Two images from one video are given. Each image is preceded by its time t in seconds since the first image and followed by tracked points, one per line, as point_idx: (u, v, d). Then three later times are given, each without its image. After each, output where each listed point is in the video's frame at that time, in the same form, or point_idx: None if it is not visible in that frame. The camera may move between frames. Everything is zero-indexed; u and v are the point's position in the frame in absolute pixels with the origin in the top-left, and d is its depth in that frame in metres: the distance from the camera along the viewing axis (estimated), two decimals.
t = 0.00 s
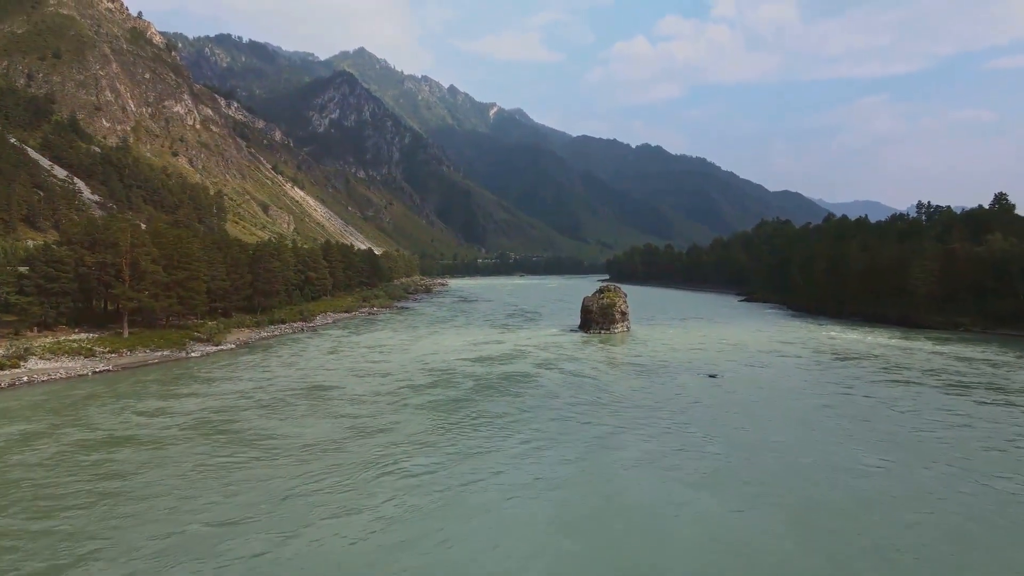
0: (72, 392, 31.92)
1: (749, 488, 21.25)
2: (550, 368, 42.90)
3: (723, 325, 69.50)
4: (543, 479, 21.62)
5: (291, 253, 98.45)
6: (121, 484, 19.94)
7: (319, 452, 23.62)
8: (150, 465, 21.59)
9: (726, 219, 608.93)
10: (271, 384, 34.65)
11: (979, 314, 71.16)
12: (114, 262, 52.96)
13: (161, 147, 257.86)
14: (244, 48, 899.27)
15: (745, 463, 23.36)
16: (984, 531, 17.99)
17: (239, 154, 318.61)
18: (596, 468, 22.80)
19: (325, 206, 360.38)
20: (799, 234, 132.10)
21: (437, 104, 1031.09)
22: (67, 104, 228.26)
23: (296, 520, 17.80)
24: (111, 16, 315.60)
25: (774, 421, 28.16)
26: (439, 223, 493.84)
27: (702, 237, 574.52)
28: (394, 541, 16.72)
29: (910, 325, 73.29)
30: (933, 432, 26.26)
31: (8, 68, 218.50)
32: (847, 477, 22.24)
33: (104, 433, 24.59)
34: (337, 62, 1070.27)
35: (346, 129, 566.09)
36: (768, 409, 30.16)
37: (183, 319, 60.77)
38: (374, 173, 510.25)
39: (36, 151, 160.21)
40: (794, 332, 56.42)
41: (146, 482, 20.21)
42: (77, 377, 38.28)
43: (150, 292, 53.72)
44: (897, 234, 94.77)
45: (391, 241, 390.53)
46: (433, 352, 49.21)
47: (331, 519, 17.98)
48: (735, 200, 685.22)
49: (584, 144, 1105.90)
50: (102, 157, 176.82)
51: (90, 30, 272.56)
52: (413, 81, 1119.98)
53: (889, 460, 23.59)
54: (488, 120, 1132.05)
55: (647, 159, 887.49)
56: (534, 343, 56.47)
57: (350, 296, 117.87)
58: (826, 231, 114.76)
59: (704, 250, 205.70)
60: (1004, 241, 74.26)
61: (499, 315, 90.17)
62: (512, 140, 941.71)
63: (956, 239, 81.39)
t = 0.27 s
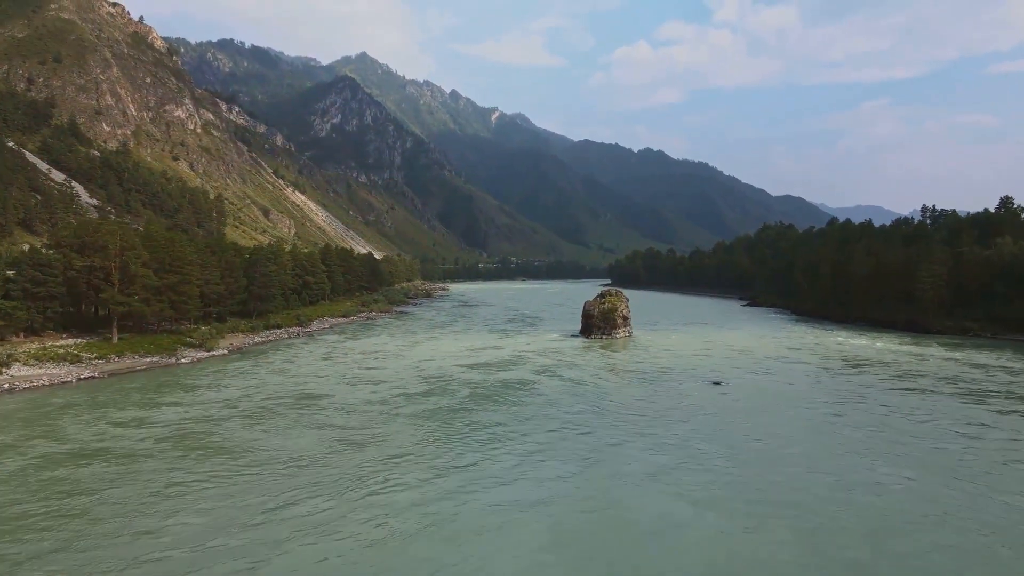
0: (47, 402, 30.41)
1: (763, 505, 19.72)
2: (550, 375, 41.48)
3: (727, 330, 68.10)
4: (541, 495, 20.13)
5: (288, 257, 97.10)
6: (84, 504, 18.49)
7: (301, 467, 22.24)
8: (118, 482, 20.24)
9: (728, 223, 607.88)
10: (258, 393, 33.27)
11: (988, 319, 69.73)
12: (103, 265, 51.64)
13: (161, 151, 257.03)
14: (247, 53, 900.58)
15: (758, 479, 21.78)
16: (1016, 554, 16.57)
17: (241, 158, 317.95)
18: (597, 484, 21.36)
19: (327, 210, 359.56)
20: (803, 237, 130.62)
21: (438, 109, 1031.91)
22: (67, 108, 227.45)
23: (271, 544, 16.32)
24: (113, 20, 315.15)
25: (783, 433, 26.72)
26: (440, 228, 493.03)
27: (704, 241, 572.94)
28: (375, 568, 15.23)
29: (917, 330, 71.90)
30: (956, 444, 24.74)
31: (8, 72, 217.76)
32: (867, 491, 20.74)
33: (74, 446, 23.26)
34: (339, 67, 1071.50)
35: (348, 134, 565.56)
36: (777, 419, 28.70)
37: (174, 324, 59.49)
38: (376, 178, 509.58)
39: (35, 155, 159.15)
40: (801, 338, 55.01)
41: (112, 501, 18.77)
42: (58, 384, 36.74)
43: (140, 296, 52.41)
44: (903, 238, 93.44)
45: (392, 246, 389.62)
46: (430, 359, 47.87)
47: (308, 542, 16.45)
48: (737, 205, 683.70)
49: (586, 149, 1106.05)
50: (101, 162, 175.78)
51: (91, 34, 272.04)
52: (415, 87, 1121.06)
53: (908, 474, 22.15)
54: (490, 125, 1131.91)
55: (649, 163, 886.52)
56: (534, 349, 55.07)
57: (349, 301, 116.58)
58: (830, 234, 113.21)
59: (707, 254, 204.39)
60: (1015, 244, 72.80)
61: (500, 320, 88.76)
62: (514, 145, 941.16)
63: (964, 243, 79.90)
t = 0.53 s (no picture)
0: (24, 410, 29.17)
1: (774, 522, 18.50)
2: (549, 381, 40.25)
3: (731, 335, 66.90)
4: (538, 511, 18.91)
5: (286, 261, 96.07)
6: (47, 523, 17.26)
7: (283, 480, 20.99)
8: (86, 496, 19.05)
9: (730, 227, 606.89)
10: (245, 400, 32.04)
11: (998, 324, 68.45)
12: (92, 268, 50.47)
13: (161, 155, 256.39)
14: (249, 58, 901.63)
15: (768, 492, 20.57)
16: None
17: (241, 162, 317.37)
18: (598, 500, 20.03)
19: (327, 214, 358.84)
20: (807, 241, 129.30)
21: (440, 114, 1032.24)
22: (67, 112, 226.89)
23: (244, 568, 15.07)
24: (114, 24, 315.02)
25: (795, 443, 25.39)
26: (441, 232, 492.13)
27: (706, 245, 571.49)
28: None
29: (926, 334, 70.63)
30: (976, 455, 23.51)
31: (8, 76, 217.23)
32: (886, 507, 19.50)
33: (44, 458, 22.07)
34: (341, 72, 1072.67)
35: (349, 138, 565.32)
36: (788, 428, 27.37)
37: (166, 329, 58.31)
38: (377, 182, 509.04)
39: (33, 158, 158.26)
40: (808, 343, 53.69)
41: (77, 519, 17.55)
42: (40, 392, 35.50)
43: (130, 300, 51.24)
44: (909, 242, 92.16)
45: (393, 250, 388.80)
46: (426, 364, 46.65)
47: (283, 566, 15.22)
48: (739, 209, 682.39)
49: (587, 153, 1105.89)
50: (100, 165, 174.91)
51: (92, 38, 271.73)
52: (417, 91, 1121.96)
53: (929, 488, 20.83)
54: (491, 129, 1132.29)
55: (650, 167, 885.73)
56: (534, 354, 53.80)
57: (347, 305, 115.43)
58: (834, 238, 112.01)
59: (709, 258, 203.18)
60: None
61: (499, 324, 87.58)
62: (515, 149, 940.89)
63: (971, 246, 78.72)
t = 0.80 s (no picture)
0: None
1: (785, 542, 17.24)
2: (548, 388, 38.97)
3: (734, 340, 65.73)
4: (530, 530, 17.69)
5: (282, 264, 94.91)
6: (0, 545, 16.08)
7: (259, 498, 19.68)
8: (45, 515, 17.83)
9: (732, 231, 605.65)
10: (231, 408, 30.77)
11: (1007, 328, 67.10)
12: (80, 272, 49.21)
13: (161, 159, 255.73)
14: (251, 62, 902.68)
15: (777, 509, 19.31)
16: None
17: (242, 166, 316.76)
18: (596, 516, 18.76)
19: (328, 218, 358.03)
20: (810, 245, 128.02)
21: (441, 118, 1032.38)
22: (67, 115, 226.25)
23: None
24: (115, 28, 314.76)
25: (805, 455, 24.07)
26: (443, 236, 491.22)
27: (708, 249, 569.89)
28: None
29: (932, 340, 69.40)
30: (997, 469, 22.23)
31: (8, 80, 216.59)
32: (904, 525, 18.21)
33: (10, 472, 20.89)
34: (343, 76, 1073.81)
35: (351, 142, 564.86)
36: (797, 440, 26.02)
37: (157, 333, 57.12)
38: (379, 186, 508.43)
39: (31, 162, 157.37)
40: (814, 348, 52.37)
41: (34, 540, 16.37)
42: (20, 399, 34.24)
43: (119, 304, 50.04)
44: (914, 245, 90.93)
45: (394, 254, 387.90)
46: (421, 370, 45.42)
47: None
48: (741, 213, 681.04)
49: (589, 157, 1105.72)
50: (99, 168, 174.05)
51: (93, 42, 271.14)
52: (418, 95, 1122.95)
53: (951, 505, 19.45)
54: (493, 133, 1132.63)
55: (652, 171, 884.65)
56: (533, 360, 52.54)
57: (345, 309, 114.19)
58: (839, 241, 110.65)
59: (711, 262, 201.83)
60: None
61: (499, 329, 86.40)
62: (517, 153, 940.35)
63: (978, 249, 77.42)
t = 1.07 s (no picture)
0: None
1: (797, 565, 15.90)
2: (546, 396, 37.62)
3: (737, 345, 64.42)
4: (520, 553, 16.39)
5: (278, 268, 93.71)
6: None
7: (229, 517, 18.26)
8: None
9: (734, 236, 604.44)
10: (213, 417, 29.41)
11: (1015, 334, 65.79)
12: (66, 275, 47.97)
13: (162, 163, 255.05)
14: (253, 67, 904.03)
15: (786, 529, 18.00)
16: None
17: (243, 170, 316.12)
18: (596, 537, 17.41)
19: (329, 222, 357.25)
20: (813, 249, 126.74)
21: (443, 123, 1033.00)
22: (67, 119, 225.57)
23: None
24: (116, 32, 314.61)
25: (817, 469, 22.71)
26: (444, 240, 490.38)
27: (710, 254, 568.67)
28: None
29: (940, 345, 68.08)
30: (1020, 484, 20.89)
31: (8, 84, 215.97)
32: (924, 547, 16.89)
33: None
34: (345, 81, 1075.04)
35: (353, 146, 564.48)
36: (808, 452, 24.63)
37: (147, 338, 55.86)
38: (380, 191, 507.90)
39: (29, 165, 156.38)
40: (819, 354, 51.03)
41: None
42: None
43: (106, 308, 48.77)
44: (920, 249, 89.69)
45: (396, 258, 387.00)
46: (415, 376, 44.16)
47: None
48: (743, 217, 679.96)
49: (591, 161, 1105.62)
50: (97, 172, 173.10)
51: (93, 46, 270.61)
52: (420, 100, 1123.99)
53: (975, 525, 18.08)
54: (494, 138, 1133.08)
55: (654, 175, 884.13)
56: (531, 365, 51.27)
57: (343, 313, 112.95)
58: (843, 245, 109.37)
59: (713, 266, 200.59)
60: None
61: (498, 333, 85.16)
62: (518, 158, 940.28)
63: (986, 253, 76.13)
